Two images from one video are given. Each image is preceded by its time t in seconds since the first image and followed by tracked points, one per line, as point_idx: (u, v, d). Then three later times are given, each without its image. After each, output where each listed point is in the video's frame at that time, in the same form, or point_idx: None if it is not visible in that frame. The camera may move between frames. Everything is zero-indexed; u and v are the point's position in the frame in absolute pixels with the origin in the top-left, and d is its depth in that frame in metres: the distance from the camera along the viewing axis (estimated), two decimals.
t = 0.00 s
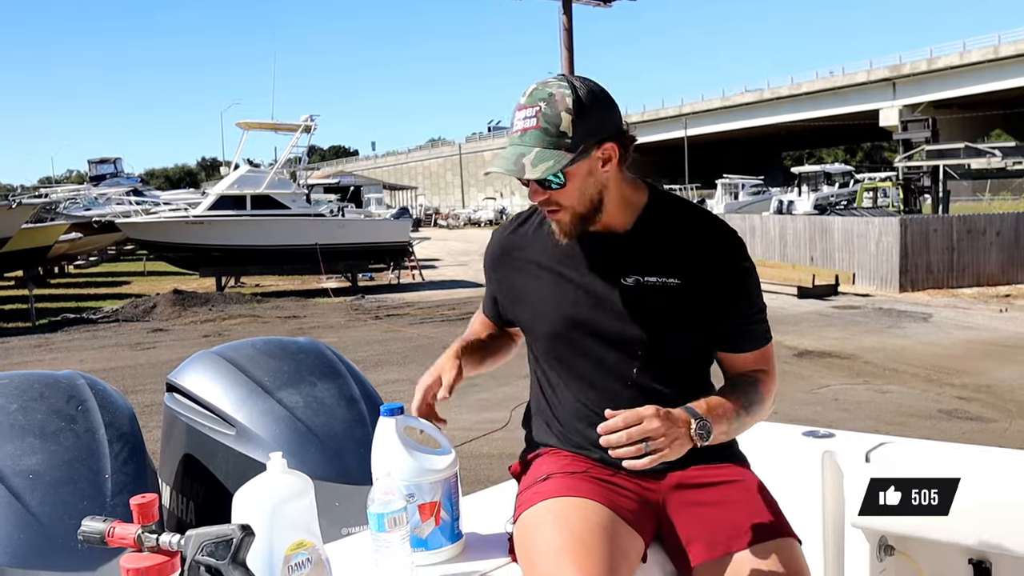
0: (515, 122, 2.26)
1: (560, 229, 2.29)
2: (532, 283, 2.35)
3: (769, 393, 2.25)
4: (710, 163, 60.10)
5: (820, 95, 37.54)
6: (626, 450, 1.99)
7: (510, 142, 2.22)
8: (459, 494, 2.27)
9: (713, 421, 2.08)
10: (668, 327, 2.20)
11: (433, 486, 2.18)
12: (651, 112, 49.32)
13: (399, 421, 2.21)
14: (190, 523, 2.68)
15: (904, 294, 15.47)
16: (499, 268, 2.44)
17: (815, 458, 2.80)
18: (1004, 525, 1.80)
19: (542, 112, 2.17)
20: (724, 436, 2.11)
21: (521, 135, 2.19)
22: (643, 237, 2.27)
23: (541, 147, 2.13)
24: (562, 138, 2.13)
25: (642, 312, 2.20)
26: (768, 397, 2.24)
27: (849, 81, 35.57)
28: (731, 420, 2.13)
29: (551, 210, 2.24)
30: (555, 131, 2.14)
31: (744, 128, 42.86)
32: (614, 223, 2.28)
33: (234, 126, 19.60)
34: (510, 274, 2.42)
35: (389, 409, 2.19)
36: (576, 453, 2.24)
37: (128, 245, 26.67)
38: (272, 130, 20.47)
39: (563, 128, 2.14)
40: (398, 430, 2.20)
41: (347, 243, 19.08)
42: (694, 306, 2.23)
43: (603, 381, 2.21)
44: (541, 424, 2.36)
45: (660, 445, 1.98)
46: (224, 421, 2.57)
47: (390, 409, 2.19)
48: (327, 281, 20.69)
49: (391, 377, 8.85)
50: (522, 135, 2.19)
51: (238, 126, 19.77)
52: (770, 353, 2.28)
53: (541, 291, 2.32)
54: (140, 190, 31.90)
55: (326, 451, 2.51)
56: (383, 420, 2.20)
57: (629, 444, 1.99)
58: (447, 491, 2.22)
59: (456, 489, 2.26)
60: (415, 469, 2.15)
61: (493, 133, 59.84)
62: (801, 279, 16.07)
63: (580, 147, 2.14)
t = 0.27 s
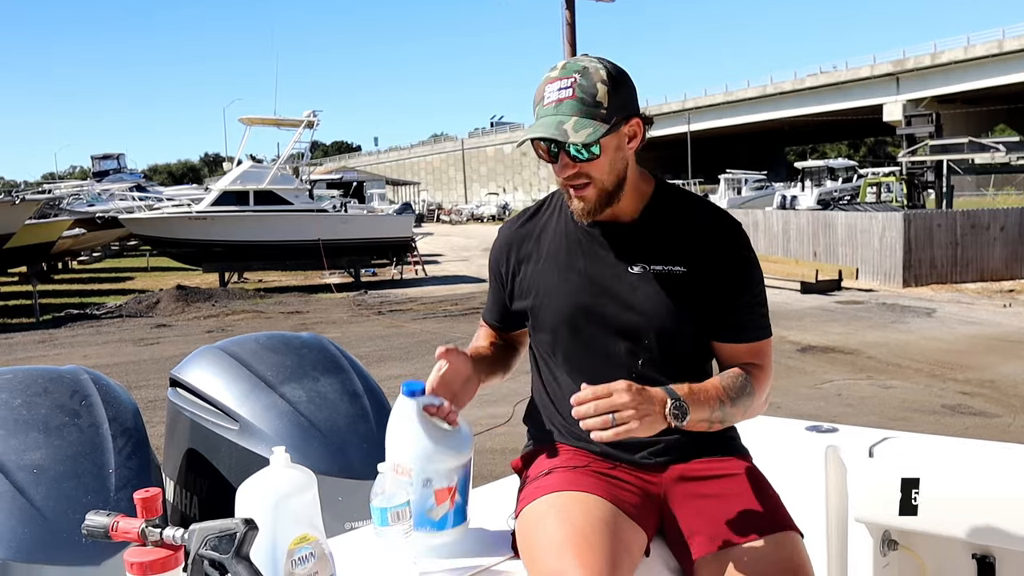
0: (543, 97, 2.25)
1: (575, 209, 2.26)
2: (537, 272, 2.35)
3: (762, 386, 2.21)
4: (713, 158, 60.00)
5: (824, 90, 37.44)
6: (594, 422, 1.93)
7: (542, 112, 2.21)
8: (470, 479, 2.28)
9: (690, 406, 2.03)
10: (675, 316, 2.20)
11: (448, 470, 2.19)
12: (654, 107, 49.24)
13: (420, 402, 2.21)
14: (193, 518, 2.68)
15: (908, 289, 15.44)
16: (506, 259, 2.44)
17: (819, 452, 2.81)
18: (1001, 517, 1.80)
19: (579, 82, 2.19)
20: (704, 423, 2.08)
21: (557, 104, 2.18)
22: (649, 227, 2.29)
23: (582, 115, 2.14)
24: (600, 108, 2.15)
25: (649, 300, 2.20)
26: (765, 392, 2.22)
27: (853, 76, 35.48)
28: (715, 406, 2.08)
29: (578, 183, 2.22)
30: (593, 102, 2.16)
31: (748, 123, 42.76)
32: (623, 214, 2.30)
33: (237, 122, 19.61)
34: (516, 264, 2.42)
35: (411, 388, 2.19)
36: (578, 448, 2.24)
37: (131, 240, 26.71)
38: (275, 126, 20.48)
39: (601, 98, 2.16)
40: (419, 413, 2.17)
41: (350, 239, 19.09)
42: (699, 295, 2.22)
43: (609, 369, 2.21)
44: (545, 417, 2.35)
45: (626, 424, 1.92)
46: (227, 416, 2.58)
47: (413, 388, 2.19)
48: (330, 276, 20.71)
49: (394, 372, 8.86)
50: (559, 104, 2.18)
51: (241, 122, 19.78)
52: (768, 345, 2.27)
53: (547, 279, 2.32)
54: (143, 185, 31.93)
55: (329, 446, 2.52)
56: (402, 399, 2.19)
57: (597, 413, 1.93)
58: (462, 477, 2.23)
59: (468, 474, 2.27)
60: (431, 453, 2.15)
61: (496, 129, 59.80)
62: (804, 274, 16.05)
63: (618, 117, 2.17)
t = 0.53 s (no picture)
0: (557, 82, 2.22)
1: (582, 196, 2.27)
2: (532, 265, 2.33)
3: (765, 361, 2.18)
4: (714, 155, 59.98)
5: (824, 87, 37.42)
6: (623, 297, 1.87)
7: (556, 96, 2.19)
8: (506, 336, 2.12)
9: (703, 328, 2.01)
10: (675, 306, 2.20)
11: (486, 310, 2.05)
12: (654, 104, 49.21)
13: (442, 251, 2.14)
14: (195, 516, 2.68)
15: (908, 286, 15.44)
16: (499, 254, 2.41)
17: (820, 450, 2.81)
18: (1001, 517, 1.80)
19: (596, 71, 2.17)
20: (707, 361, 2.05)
21: (575, 91, 2.16)
22: (646, 220, 2.29)
23: (600, 104, 2.14)
24: (616, 98, 2.16)
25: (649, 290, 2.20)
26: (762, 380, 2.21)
27: (853, 72, 35.44)
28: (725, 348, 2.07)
29: (590, 171, 2.21)
30: (610, 90, 2.16)
31: (748, 120, 42.73)
32: (620, 207, 2.29)
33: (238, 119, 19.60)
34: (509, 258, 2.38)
35: (432, 236, 2.14)
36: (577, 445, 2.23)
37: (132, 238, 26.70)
38: (275, 123, 20.46)
39: (616, 88, 2.17)
40: (445, 257, 2.12)
41: (350, 236, 19.09)
42: (695, 287, 2.24)
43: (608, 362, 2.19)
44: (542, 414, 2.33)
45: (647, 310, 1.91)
46: (229, 413, 2.58)
47: (433, 236, 2.14)
48: (330, 274, 20.71)
49: (395, 369, 8.86)
50: (576, 91, 2.16)
51: (241, 119, 19.77)
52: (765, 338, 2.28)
53: (543, 272, 2.30)
54: (143, 183, 31.93)
55: (330, 444, 2.52)
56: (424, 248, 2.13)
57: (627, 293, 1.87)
58: (496, 324, 2.08)
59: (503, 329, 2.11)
60: (463, 289, 2.04)
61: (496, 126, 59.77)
62: (804, 271, 16.04)
63: (629, 108, 2.18)
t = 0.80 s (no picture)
0: (564, 55, 2.23)
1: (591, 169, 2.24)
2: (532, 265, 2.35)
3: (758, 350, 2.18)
4: (714, 154, 59.99)
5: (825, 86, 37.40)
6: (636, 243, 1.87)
7: (566, 64, 2.20)
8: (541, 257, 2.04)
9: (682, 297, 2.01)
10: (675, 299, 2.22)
11: (518, 227, 1.96)
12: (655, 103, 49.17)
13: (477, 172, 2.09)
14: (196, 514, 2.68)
15: (909, 285, 15.43)
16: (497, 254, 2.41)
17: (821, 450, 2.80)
18: (1002, 514, 1.80)
19: (602, 41, 2.22)
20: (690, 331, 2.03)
21: (586, 56, 2.18)
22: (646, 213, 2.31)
23: (612, 67, 2.19)
24: (623, 67, 2.21)
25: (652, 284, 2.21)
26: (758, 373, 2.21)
27: (854, 71, 35.41)
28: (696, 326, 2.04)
29: (599, 138, 2.22)
30: (618, 60, 2.21)
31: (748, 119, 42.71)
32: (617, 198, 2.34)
33: (238, 118, 19.60)
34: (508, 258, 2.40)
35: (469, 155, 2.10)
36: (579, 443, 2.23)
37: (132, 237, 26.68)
38: (275, 122, 20.46)
39: (622, 60, 2.23)
40: (482, 176, 2.06)
41: (350, 235, 19.08)
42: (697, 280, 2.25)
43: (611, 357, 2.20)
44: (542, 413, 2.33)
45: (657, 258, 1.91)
46: (230, 412, 2.58)
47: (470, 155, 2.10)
48: (331, 273, 20.72)
49: (395, 368, 8.86)
50: (587, 55, 2.18)
51: (241, 118, 19.77)
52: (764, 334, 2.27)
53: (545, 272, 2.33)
54: (144, 181, 31.91)
55: (331, 442, 2.52)
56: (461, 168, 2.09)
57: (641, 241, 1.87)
58: (532, 243, 1.99)
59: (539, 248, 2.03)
60: (497, 205, 1.97)
61: (496, 125, 59.72)
62: (805, 270, 16.04)
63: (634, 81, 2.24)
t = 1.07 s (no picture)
0: (559, 50, 2.21)
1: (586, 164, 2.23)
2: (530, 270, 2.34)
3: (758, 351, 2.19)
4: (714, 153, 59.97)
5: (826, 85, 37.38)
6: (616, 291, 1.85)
7: (560, 59, 2.18)
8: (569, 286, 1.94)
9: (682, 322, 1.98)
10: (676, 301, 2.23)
11: (545, 261, 1.88)
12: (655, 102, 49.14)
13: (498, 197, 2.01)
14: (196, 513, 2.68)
15: (909, 284, 15.42)
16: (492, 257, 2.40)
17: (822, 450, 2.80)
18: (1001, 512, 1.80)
19: (597, 37, 2.20)
20: (688, 357, 2.01)
21: (581, 50, 2.17)
22: (645, 213, 2.30)
23: (608, 61, 2.18)
24: (619, 62, 2.21)
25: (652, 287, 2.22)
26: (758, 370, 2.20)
27: (854, 71, 35.38)
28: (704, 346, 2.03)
29: (594, 132, 2.20)
30: (613, 55, 2.20)
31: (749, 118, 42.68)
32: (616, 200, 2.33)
33: (238, 117, 19.59)
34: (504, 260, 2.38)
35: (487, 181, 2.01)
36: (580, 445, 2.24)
37: (132, 236, 26.67)
38: (276, 121, 20.45)
39: (618, 56, 2.22)
40: (503, 203, 1.99)
41: (351, 234, 19.07)
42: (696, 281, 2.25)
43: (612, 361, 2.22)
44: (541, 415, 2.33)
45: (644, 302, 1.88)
46: (230, 412, 2.57)
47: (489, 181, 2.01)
48: (331, 272, 20.73)
49: (395, 367, 8.85)
50: (582, 49, 2.17)
51: (241, 117, 19.77)
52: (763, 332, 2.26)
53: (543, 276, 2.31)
54: (144, 180, 31.88)
55: (331, 442, 2.51)
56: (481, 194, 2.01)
57: (624, 291, 1.85)
58: (557, 274, 1.90)
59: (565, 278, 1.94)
60: (524, 236, 1.88)
61: (497, 124, 59.66)
62: (805, 269, 16.02)
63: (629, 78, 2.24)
